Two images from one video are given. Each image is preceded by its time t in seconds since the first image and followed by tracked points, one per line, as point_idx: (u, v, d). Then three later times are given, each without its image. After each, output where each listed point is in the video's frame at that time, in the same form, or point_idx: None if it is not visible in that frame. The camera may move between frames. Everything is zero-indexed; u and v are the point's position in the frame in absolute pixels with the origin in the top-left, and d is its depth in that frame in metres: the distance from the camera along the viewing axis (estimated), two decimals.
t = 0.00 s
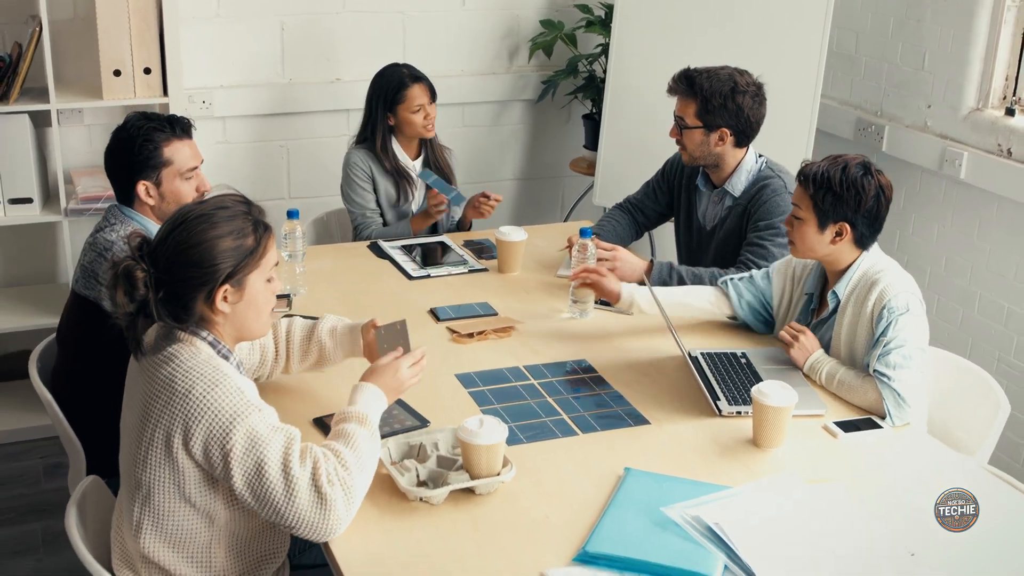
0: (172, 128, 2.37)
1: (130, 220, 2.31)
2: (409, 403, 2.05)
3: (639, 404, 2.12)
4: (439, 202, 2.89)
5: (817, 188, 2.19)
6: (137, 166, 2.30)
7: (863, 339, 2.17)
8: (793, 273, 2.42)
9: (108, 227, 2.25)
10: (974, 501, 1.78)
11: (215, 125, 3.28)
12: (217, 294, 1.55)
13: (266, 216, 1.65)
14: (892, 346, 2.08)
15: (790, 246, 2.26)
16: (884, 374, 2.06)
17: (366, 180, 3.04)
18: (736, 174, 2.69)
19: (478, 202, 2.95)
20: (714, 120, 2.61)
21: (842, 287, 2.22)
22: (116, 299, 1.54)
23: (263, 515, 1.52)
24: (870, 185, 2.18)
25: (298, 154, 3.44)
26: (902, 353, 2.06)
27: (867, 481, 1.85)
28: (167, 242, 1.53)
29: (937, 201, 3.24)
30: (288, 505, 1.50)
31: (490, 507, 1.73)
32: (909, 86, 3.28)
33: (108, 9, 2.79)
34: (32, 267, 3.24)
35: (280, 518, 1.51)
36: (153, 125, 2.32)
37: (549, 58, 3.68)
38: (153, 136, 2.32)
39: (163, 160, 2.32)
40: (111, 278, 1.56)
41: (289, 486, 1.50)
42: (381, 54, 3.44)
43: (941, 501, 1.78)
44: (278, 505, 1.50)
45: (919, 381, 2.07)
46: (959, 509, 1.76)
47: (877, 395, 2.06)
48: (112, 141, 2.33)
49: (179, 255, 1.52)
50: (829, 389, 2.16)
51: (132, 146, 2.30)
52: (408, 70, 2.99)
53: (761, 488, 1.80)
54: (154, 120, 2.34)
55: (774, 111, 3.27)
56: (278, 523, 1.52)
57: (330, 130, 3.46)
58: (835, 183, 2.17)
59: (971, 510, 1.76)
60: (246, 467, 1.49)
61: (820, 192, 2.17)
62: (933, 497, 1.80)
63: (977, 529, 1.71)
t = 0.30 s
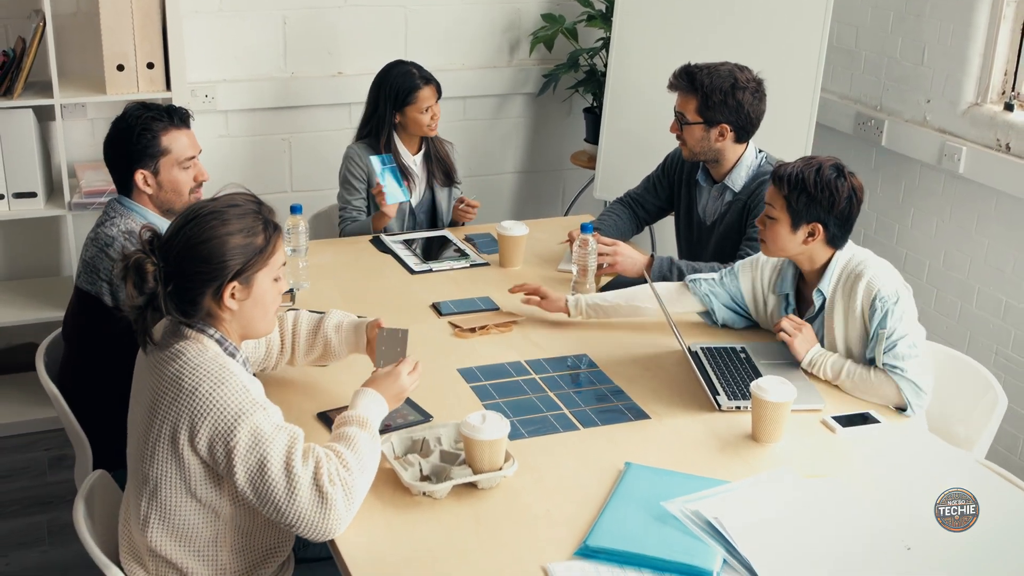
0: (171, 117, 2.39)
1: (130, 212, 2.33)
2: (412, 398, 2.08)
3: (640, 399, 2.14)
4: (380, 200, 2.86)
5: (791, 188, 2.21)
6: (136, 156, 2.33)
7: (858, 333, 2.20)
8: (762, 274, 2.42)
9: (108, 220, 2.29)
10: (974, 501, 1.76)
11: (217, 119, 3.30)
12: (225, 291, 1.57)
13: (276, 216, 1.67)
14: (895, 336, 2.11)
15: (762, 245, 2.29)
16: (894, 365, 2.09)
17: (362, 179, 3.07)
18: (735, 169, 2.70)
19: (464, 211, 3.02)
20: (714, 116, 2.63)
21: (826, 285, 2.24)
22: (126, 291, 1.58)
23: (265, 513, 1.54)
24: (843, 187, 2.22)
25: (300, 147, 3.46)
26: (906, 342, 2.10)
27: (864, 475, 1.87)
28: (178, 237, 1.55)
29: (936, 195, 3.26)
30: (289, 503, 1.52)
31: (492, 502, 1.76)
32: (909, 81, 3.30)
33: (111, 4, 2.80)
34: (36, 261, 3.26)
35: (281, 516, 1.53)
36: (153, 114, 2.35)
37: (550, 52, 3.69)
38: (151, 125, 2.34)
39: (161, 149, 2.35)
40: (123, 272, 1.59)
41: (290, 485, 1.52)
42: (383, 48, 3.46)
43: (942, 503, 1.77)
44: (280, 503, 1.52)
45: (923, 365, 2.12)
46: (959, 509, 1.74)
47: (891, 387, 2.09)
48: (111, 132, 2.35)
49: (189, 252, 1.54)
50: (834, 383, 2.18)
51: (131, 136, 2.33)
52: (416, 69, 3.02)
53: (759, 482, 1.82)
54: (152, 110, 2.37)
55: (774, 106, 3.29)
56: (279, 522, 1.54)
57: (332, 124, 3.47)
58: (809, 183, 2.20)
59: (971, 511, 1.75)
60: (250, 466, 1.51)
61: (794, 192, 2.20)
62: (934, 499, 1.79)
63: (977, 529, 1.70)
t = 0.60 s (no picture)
0: (177, 108, 2.42)
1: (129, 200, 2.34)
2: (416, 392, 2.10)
3: (640, 393, 2.17)
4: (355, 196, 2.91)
5: (765, 196, 2.24)
6: (138, 142, 2.34)
7: (849, 332, 2.22)
8: (746, 278, 2.44)
9: (108, 209, 2.31)
10: (974, 501, 1.78)
11: (220, 112, 3.31)
12: (235, 287, 1.60)
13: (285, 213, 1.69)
14: (886, 335, 2.14)
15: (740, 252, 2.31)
16: (891, 364, 2.12)
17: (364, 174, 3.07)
18: (736, 164, 2.72)
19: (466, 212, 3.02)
20: (717, 110, 2.64)
21: (810, 288, 2.26)
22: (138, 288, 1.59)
23: (268, 511, 1.57)
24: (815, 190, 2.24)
25: (303, 140, 3.47)
26: (898, 339, 2.14)
27: (862, 469, 1.90)
28: (189, 234, 1.57)
29: (934, 188, 3.28)
30: (291, 502, 1.54)
31: (495, 496, 1.79)
32: (909, 75, 3.31)
33: None
34: (40, 253, 3.28)
35: (283, 514, 1.55)
36: (159, 104, 2.37)
37: (551, 45, 3.70)
38: (157, 115, 2.36)
39: (163, 139, 2.37)
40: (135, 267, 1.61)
41: (292, 484, 1.54)
42: (384, 42, 3.47)
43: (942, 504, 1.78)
44: (283, 502, 1.54)
45: (916, 358, 2.16)
46: (959, 509, 1.76)
47: (891, 385, 2.12)
48: (113, 118, 2.37)
49: (200, 248, 1.56)
50: (831, 378, 2.20)
51: (134, 124, 2.34)
52: (415, 63, 3.03)
53: (758, 476, 1.85)
54: (160, 99, 2.39)
55: (775, 99, 3.31)
56: (281, 519, 1.56)
57: (335, 117, 3.49)
58: (780, 189, 2.22)
59: (971, 510, 1.77)
60: (254, 464, 1.53)
61: (767, 199, 2.23)
62: (933, 498, 1.80)
63: (976, 528, 1.72)
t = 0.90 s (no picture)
0: (184, 99, 2.43)
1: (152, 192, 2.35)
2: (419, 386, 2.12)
3: (642, 387, 2.19)
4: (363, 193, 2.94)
5: (757, 200, 2.24)
6: (151, 136, 2.36)
7: (847, 329, 2.24)
8: (743, 277, 2.46)
9: (142, 202, 2.31)
10: (974, 501, 1.79)
11: (223, 105, 3.33)
12: (244, 283, 1.62)
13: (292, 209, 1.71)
14: (884, 331, 2.16)
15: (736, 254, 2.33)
16: (891, 360, 2.14)
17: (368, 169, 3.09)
18: (735, 158, 2.74)
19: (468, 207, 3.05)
20: (726, 103, 2.66)
21: (805, 286, 2.28)
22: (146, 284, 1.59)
23: (272, 510, 1.59)
24: (806, 192, 2.24)
25: (306, 133, 3.49)
26: (896, 335, 2.16)
27: (861, 463, 1.92)
28: (199, 231, 1.58)
29: (933, 182, 3.30)
30: (294, 502, 1.56)
31: (499, 489, 1.81)
32: (909, 69, 3.33)
33: None
34: (45, 246, 3.30)
35: (286, 514, 1.57)
36: (165, 97, 2.38)
37: (553, 38, 3.71)
38: (165, 107, 2.37)
39: (175, 130, 2.38)
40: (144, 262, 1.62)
41: (295, 485, 1.56)
42: (386, 35, 3.48)
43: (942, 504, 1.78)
44: (286, 502, 1.56)
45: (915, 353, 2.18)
46: (959, 509, 1.77)
47: (891, 381, 2.14)
48: (124, 114, 2.38)
49: (209, 245, 1.58)
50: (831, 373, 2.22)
51: (147, 117, 2.35)
52: (414, 58, 3.05)
53: (758, 470, 1.88)
54: (166, 91, 2.40)
55: (775, 93, 3.32)
56: (284, 519, 1.58)
57: (338, 110, 3.50)
58: (772, 194, 2.22)
59: (971, 511, 1.77)
60: (259, 463, 1.55)
61: (759, 203, 2.23)
62: (934, 498, 1.80)
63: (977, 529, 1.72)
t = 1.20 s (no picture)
0: (200, 96, 2.44)
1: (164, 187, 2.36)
2: (422, 380, 2.14)
3: (643, 380, 2.21)
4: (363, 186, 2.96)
5: (760, 198, 2.25)
6: (165, 131, 2.37)
7: (846, 323, 2.26)
8: (744, 271, 2.48)
9: (153, 196, 2.32)
10: (974, 502, 1.79)
11: (226, 98, 3.34)
12: (251, 282, 1.63)
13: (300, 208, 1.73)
14: (884, 326, 2.18)
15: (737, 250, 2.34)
16: (891, 355, 2.16)
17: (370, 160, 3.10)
18: (738, 153, 2.76)
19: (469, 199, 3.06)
20: (736, 95, 2.68)
21: (805, 281, 2.30)
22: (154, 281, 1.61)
23: (275, 509, 1.61)
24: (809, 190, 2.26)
25: (308, 126, 3.50)
26: (896, 329, 2.18)
27: (860, 456, 1.94)
28: (208, 228, 1.60)
29: (933, 175, 3.32)
30: (297, 502, 1.58)
31: (501, 482, 1.83)
32: (909, 63, 3.34)
33: None
34: (49, 239, 3.32)
35: (288, 513, 1.59)
36: (181, 92, 2.40)
37: (554, 31, 3.72)
38: (180, 103, 2.39)
39: (189, 126, 2.40)
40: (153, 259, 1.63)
41: (299, 484, 1.57)
42: (388, 29, 3.49)
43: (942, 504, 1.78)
44: (288, 501, 1.58)
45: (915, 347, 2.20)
46: (960, 510, 1.77)
47: (891, 375, 2.17)
48: (138, 109, 2.39)
49: (217, 243, 1.59)
50: (831, 367, 2.24)
51: (160, 112, 2.37)
52: (426, 51, 3.05)
53: (758, 463, 1.90)
54: (183, 88, 2.42)
55: (775, 87, 3.33)
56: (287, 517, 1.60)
57: (339, 103, 3.51)
58: (776, 192, 2.23)
59: (972, 511, 1.78)
60: (263, 462, 1.57)
61: (762, 201, 2.24)
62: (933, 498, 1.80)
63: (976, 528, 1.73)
